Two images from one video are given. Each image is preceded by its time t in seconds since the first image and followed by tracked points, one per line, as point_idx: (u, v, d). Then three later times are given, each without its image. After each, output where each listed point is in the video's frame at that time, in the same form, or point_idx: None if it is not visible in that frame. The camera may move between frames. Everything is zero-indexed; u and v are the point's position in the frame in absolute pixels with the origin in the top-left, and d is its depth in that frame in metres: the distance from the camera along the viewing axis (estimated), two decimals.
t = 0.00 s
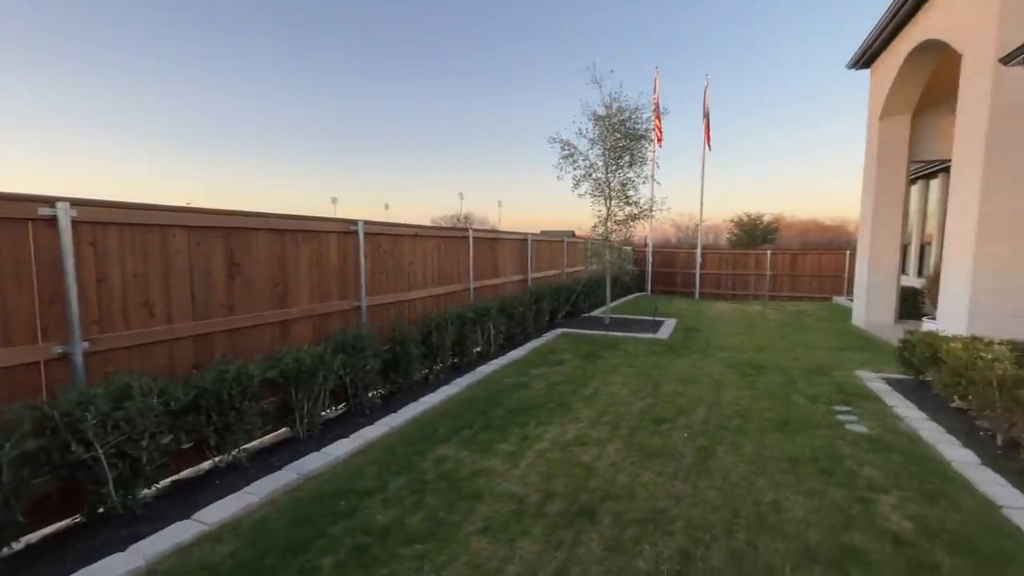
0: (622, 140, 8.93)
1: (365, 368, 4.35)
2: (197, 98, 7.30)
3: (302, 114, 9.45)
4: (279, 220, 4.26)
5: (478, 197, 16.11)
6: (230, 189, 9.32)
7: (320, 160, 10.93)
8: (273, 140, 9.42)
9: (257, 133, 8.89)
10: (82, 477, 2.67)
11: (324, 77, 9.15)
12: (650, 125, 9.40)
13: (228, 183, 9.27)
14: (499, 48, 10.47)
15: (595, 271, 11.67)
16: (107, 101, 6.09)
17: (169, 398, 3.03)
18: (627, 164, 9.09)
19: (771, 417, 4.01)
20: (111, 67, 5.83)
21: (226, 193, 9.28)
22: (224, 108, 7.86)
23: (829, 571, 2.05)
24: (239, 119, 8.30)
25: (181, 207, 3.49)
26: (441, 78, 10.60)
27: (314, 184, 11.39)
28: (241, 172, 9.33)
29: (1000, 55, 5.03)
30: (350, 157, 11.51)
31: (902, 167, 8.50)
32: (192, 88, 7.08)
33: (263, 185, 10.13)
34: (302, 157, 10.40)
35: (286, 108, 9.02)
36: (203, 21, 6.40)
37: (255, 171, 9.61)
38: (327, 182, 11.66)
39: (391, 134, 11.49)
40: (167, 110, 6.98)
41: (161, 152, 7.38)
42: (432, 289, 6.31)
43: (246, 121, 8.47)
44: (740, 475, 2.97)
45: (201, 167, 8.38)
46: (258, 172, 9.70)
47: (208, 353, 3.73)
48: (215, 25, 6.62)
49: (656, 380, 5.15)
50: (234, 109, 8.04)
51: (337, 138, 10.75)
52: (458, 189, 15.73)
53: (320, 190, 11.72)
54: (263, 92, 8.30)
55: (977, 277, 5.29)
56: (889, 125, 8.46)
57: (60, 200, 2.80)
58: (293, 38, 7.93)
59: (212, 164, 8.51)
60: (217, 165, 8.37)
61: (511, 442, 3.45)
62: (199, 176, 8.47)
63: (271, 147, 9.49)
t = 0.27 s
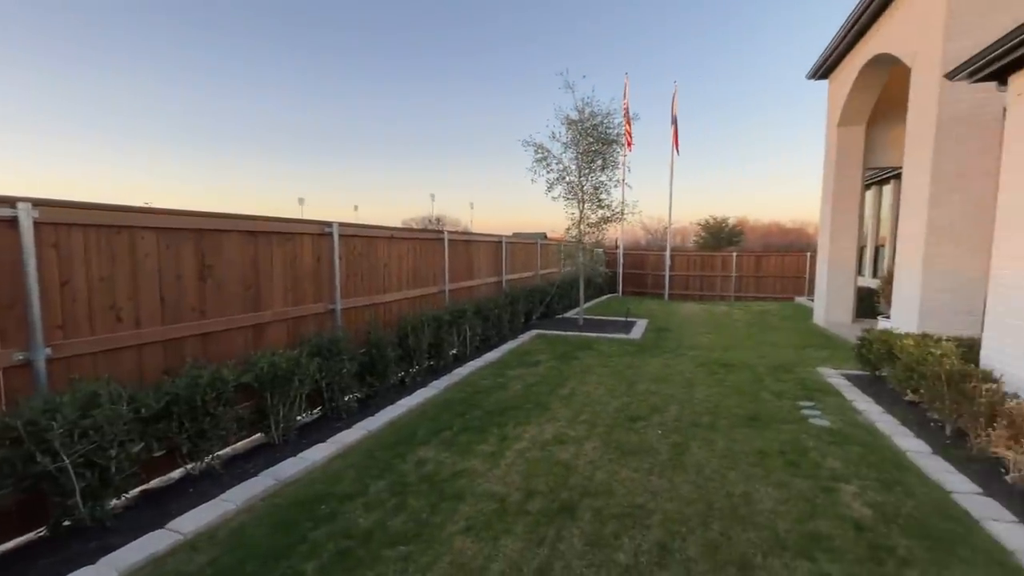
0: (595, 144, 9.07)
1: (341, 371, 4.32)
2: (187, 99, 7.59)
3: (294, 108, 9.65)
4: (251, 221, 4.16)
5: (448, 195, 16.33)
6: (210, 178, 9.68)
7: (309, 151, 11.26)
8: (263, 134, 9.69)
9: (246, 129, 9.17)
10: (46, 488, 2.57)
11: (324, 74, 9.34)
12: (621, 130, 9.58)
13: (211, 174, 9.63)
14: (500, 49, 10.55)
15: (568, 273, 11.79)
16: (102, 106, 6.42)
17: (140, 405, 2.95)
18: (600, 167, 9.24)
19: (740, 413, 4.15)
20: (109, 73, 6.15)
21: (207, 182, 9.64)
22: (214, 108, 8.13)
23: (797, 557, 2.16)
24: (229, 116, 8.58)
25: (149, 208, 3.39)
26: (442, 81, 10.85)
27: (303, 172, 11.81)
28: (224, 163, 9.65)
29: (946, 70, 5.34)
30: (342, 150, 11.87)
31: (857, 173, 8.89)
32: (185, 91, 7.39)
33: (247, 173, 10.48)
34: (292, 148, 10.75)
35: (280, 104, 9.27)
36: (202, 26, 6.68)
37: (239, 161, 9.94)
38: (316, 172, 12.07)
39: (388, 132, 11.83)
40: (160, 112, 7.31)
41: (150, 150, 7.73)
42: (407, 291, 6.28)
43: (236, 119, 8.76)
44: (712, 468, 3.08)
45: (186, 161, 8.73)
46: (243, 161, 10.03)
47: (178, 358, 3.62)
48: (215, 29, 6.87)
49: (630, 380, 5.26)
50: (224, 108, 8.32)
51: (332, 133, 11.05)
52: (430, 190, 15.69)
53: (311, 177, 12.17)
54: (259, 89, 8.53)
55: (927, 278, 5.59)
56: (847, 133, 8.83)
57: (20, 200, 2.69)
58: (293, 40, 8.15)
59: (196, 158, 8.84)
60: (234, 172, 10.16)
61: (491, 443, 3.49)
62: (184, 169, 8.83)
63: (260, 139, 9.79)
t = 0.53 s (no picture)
0: (573, 148, 9.20)
1: (325, 374, 4.29)
2: (183, 101, 7.76)
3: (293, 108, 9.84)
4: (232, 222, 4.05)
5: (425, 195, 16.39)
6: (204, 175, 9.88)
7: (307, 151, 11.47)
8: (262, 133, 9.89)
9: (243, 128, 9.35)
10: (22, 497, 2.47)
11: (322, 75, 9.54)
12: (599, 135, 9.73)
13: (206, 171, 9.84)
14: (500, 44, 10.62)
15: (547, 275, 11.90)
16: (100, 108, 6.61)
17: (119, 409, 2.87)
18: (578, 171, 9.37)
19: (717, 410, 4.29)
20: (107, 75, 6.34)
21: (201, 177, 9.85)
22: (209, 108, 8.31)
23: (775, 545, 2.27)
24: (224, 116, 8.75)
25: (126, 208, 3.26)
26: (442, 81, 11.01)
27: (301, 171, 12.06)
28: (219, 161, 9.84)
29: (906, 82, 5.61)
30: (340, 150, 12.10)
31: (823, 179, 9.22)
32: (181, 93, 7.57)
33: (243, 170, 10.69)
34: (290, 148, 10.99)
35: (279, 104, 9.49)
36: (202, 26, 6.85)
37: (235, 159, 10.14)
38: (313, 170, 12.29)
39: (387, 133, 12.08)
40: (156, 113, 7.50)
41: (146, 150, 7.92)
42: (388, 293, 6.25)
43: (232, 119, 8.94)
44: (692, 463, 3.18)
45: (181, 160, 8.91)
46: (239, 159, 10.24)
47: (157, 362, 3.49)
48: (215, 30, 7.07)
49: (610, 379, 5.36)
50: (220, 108, 8.50)
51: (331, 134, 11.28)
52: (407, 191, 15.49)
53: (309, 175, 12.40)
54: (261, 88, 8.77)
55: (890, 280, 5.84)
56: (814, 140, 9.14)
57: None
58: (293, 40, 8.35)
59: (191, 156, 9.03)
60: (229, 170, 10.35)
61: (476, 443, 3.53)
62: (179, 167, 9.03)
63: (257, 138, 9.98)
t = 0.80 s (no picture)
0: (556, 152, 9.30)
1: (311, 376, 4.25)
2: (181, 105, 7.97)
3: (295, 108, 9.99)
4: (215, 223, 3.85)
5: (406, 205, 16.34)
6: (204, 178, 10.07)
7: (309, 155, 11.61)
8: (262, 136, 10.05)
9: (242, 131, 9.53)
10: (7, 504, 2.37)
11: (322, 76, 9.63)
12: (581, 140, 9.86)
13: (205, 173, 10.03)
14: (501, 35, 10.51)
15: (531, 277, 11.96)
16: (102, 112, 6.82)
17: (106, 413, 2.81)
18: (561, 174, 9.47)
19: (698, 408, 4.40)
20: (109, 80, 6.58)
21: (201, 181, 10.04)
22: (206, 112, 8.46)
23: (757, 535, 2.36)
24: (223, 120, 8.93)
25: (105, 208, 3.08)
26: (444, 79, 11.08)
27: (305, 174, 12.18)
28: (218, 163, 10.03)
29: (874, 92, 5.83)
30: (341, 152, 12.20)
31: (797, 183, 9.49)
32: (179, 96, 7.77)
33: (242, 173, 10.86)
34: (292, 152, 11.13)
35: (280, 105, 9.63)
36: (202, 29, 7.10)
37: (235, 161, 10.31)
38: (315, 175, 12.42)
39: (387, 133, 12.17)
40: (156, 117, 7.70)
41: (146, 153, 8.11)
42: (372, 296, 6.09)
43: (230, 123, 9.13)
44: (677, 459, 3.28)
45: (179, 163, 9.10)
46: (239, 162, 10.41)
47: (143, 366, 3.31)
48: (215, 33, 7.32)
49: (594, 379, 5.45)
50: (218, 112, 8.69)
51: (331, 136, 11.40)
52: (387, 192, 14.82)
53: (311, 178, 12.47)
54: (262, 90, 8.95)
55: (861, 281, 6.06)
56: (789, 146, 9.38)
57: None
58: (293, 40, 8.46)
59: (189, 159, 9.22)
60: (229, 173, 10.52)
61: (466, 443, 3.56)
62: (177, 170, 9.22)
63: (257, 142, 10.17)
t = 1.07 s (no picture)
0: (541, 155, 9.38)
1: (300, 379, 3.83)
2: (172, 105, 8.16)
3: (289, 103, 10.09)
4: (200, 224, 3.40)
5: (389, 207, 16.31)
6: (198, 175, 10.32)
7: (303, 151, 11.74)
8: (255, 133, 10.20)
9: (235, 129, 9.69)
10: None
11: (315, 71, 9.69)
12: (565, 143, 9.96)
13: (199, 169, 10.24)
14: (501, 31, 10.65)
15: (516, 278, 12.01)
16: (93, 113, 7.05)
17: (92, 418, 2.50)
18: (546, 177, 9.55)
19: (683, 407, 4.48)
20: (101, 83, 6.83)
21: (195, 177, 10.28)
22: (198, 113, 8.70)
23: (743, 529, 2.44)
24: (214, 118, 9.08)
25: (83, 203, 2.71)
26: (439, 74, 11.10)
27: (299, 171, 12.35)
28: (213, 160, 10.25)
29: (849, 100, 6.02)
30: (334, 149, 12.26)
31: (777, 187, 9.68)
32: (169, 96, 7.93)
33: (238, 171, 11.09)
34: (285, 148, 11.26)
35: (274, 100, 9.74)
36: (194, 28, 7.23)
37: (230, 159, 10.53)
38: (308, 172, 12.59)
39: (377, 129, 12.19)
40: (146, 117, 7.87)
41: (136, 150, 8.32)
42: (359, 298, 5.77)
43: (222, 121, 9.29)
44: (664, 457, 3.35)
45: (171, 160, 9.33)
46: (235, 159, 10.64)
47: (126, 371, 2.92)
48: (208, 32, 7.48)
49: (581, 380, 5.50)
50: (209, 110, 8.85)
51: (323, 131, 11.46)
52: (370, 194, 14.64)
53: (305, 176, 12.67)
54: (255, 87, 9.09)
55: (838, 282, 6.23)
56: (769, 151, 9.58)
57: None
58: (292, 41, 8.70)
59: (180, 156, 9.43)
60: (223, 172, 10.77)
61: (456, 443, 3.54)
62: (169, 167, 9.44)
63: (251, 140, 10.35)
